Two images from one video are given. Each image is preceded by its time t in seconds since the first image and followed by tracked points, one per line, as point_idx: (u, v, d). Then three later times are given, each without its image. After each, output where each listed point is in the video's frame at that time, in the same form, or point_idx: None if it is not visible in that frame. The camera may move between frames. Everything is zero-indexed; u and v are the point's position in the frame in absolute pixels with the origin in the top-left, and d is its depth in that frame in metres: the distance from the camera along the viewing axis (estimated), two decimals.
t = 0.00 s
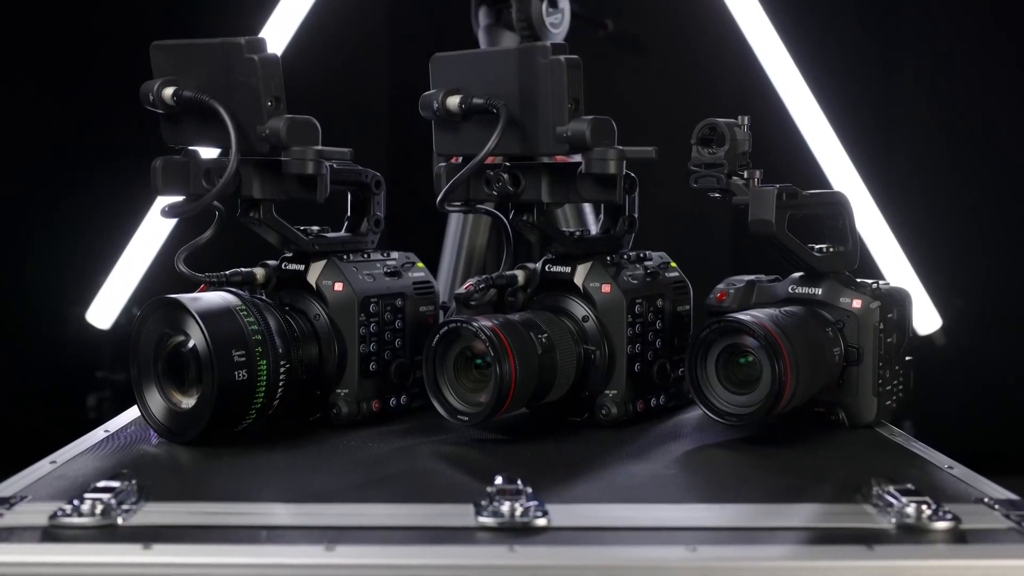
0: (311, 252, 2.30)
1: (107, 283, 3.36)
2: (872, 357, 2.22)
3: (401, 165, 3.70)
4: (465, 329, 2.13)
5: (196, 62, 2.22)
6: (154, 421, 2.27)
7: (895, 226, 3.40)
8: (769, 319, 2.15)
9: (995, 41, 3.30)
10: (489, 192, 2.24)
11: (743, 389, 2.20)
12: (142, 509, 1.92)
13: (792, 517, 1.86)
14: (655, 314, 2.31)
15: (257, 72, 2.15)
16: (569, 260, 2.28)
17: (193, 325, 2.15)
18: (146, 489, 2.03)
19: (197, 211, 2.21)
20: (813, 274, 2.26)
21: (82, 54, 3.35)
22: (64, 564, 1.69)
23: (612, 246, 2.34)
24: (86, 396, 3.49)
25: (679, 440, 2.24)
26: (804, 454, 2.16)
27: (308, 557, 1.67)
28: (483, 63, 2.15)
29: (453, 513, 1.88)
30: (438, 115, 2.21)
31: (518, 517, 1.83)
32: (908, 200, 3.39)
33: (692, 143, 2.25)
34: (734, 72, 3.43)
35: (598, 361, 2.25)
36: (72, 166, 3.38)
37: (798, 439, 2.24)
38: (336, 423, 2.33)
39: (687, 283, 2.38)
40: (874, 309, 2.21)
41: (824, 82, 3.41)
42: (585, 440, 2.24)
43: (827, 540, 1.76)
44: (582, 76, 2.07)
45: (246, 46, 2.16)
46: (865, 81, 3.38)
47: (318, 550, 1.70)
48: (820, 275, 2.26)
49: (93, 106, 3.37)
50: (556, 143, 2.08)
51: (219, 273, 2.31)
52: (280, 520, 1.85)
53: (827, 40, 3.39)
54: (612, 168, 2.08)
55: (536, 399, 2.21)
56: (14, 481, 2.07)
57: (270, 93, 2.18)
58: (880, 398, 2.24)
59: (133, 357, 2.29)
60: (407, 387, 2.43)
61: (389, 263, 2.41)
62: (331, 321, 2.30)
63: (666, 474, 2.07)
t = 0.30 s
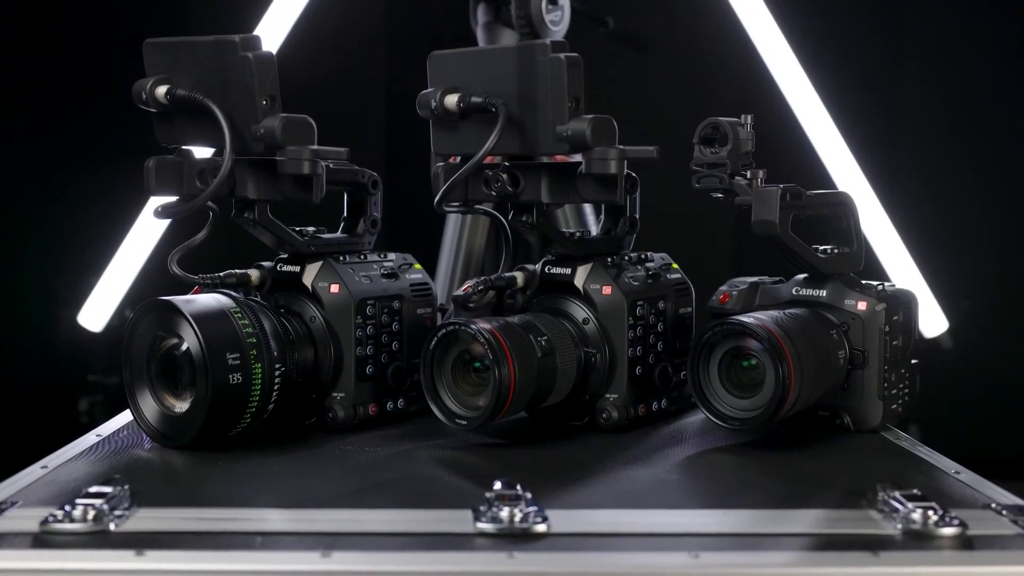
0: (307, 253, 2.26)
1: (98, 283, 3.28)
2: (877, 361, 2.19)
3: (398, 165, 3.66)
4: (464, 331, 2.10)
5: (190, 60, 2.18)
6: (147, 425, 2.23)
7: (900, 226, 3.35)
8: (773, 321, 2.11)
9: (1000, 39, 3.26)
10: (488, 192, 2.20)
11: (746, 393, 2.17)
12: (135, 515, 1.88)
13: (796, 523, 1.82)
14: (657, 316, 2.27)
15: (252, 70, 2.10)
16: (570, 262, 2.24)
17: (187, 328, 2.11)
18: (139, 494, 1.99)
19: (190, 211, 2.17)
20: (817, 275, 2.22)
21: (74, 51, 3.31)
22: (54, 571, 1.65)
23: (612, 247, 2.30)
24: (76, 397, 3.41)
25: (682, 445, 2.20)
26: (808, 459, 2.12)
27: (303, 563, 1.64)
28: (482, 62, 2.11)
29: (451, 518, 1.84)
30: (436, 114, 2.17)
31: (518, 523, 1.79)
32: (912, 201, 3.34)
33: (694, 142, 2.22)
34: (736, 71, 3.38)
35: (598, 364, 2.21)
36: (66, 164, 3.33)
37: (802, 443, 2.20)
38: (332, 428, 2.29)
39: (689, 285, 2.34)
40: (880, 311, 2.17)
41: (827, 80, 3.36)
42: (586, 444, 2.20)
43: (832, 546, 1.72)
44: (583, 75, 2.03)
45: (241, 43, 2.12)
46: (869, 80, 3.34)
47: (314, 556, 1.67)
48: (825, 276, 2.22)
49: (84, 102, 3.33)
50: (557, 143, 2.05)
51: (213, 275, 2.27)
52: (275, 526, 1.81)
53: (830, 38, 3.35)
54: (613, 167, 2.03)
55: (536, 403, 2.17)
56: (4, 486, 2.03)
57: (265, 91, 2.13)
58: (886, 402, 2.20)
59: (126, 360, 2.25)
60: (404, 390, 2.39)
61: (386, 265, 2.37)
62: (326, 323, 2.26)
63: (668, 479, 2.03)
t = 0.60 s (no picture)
0: (302, 255, 2.22)
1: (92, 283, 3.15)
2: (884, 365, 2.15)
3: (394, 165, 3.62)
4: (461, 335, 2.06)
5: (183, 58, 2.13)
6: (138, 430, 2.18)
7: (906, 228, 3.28)
8: (777, 325, 2.07)
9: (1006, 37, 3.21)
10: (487, 193, 2.16)
11: (750, 397, 2.12)
12: (127, 522, 1.84)
13: (801, 530, 1.78)
14: (659, 320, 2.23)
15: (246, 68, 2.06)
16: (570, 264, 2.20)
17: (179, 331, 2.07)
18: (131, 501, 1.95)
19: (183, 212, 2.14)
20: (822, 278, 2.18)
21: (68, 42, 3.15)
22: None
23: (613, 249, 2.26)
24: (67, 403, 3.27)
25: (684, 450, 2.15)
26: (813, 465, 2.08)
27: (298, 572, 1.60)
28: (480, 61, 2.07)
29: (448, 526, 1.80)
30: (434, 114, 2.13)
31: (517, 530, 1.74)
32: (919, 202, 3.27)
33: (697, 142, 2.18)
34: (739, 70, 3.33)
35: (599, 368, 2.17)
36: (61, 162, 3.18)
37: (807, 449, 2.16)
38: (328, 433, 2.24)
39: (692, 287, 2.30)
40: (886, 314, 2.13)
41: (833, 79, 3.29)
42: (587, 449, 2.15)
43: (838, 555, 1.68)
44: (584, 73, 1.99)
45: (235, 41, 2.08)
46: (878, 81, 3.25)
47: (309, 565, 1.63)
48: (830, 279, 2.18)
49: (78, 99, 3.18)
50: (557, 142, 2.00)
51: (207, 277, 2.23)
52: (269, 534, 1.77)
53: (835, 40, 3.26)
54: (614, 167, 1.99)
55: (535, 408, 2.13)
56: None
57: (259, 89, 2.08)
58: (892, 406, 2.15)
59: (117, 363, 2.20)
60: (401, 395, 2.35)
61: (382, 267, 2.33)
62: (322, 326, 2.22)
63: (670, 486, 1.99)
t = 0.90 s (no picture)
0: (298, 259, 2.18)
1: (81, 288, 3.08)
2: (889, 371, 2.11)
3: (391, 166, 3.58)
4: (460, 339, 2.02)
5: (176, 58, 2.09)
6: (131, 437, 2.14)
7: (911, 231, 3.23)
8: (780, 329, 2.04)
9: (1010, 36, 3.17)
10: (486, 196, 2.12)
11: (753, 403, 2.09)
12: (120, 531, 1.80)
13: (806, 539, 1.74)
14: (660, 324, 2.19)
15: (241, 69, 2.02)
16: (570, 267, 2.16)
17: (172, 336, 2.04)
18: (124, 509, 1.90)
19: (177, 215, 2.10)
20: (827, 282, 2.14)
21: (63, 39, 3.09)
22: None
23: (614, 252, 2.22)
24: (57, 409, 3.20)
25: (687, 457, 2.11)
26: (818, 472, 2.04)
27: None
28: (479, 61, 2.03)
29: (447, 535, 1.76)
30: (431, 115, 2.09)
31: (517, 539, 1.71)
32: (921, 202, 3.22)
33: (699, 143, 2.14)
34: (740, 69, 3.29)
35: (599, 373, 2.13)
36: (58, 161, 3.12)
37: (812, 455, 2.12)
38: (324, 440, 2.20)
39: (694, 291, 2.26)
40: (892, 319, 2.09)
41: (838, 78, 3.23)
42: (588, 457, 2.12)
43: (845, 565, 1.64)
44: (584, 74, 1.96)
45: (230, 41, 2.03)
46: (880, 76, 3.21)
47: None
48: (835, 283, 2.14)
49: (71, 100, 3.12)
50: (557, 144, 1.97)
51: (200, 281, 2.20)
52: (264, 543, 1.73)
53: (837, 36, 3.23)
54: (615, 170, 1.95)
55: (535, 414, 2.09)
56: None
57: (254, 90, 2.05)
58: (899, 412, 2.12)
59: (109, 369, 2.16)
60: (399, 401, 2.31)
61: (379, 270, 2.29)
62: (318, 331, 2.18)
63: (673, 493, 1.95)
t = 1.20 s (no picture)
0: (294, 263, 2.15)
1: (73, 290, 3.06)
2: (896, 377, 2.07)
3: (388, 167, 3.55)
4: (458, 346, 1.98)
5: (170, 59, 2.05)
6: (124, 445, 2.10)
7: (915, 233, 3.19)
8: (785, 335, 2.00)
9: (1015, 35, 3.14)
10: (485, 199, 2.08)
11: (758, 411, 2.05)
12: (113, 542, 1.76)
13: (812, 550, 1.70)
14: (663, 330, 2.15)
15: (236, 71, 1.98)
16: (571, 272, 2.13)
17: (166, 343, 2.00)
18: (117, 519, 1.86)
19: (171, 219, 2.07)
20: (833, 286, 2.10)
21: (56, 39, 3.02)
22: None
23: (616, 257, 2.18)
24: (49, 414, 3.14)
25: (690, 465, 2.07)
26: (823, 481, 2.00)
27: None
28: (478, 62, 1.99)
29: (445, 546, 1.72)
30: (430, 117, 2.05)
31: (516, 551, 1.67)
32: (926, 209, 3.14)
33: (703, 145, 2.10)
34: (743, 70, 3.25)
35: (601, 380, 2.10)
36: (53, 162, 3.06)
37: (817, 463, 2.08)
38: (320, 448, 2.16)
39: (697, 296, 2.22)
40: (898, 324, 2.05)
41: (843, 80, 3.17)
42: (589, 465, 2.08)
43: None
44: (585, 76, 1.92)
45: (224, 42, 1.99)
46: (886, 78, 3.14)
47: None
48: (841, 288, 2.10)
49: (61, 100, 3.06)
50: (557, 147, 1.93)
51: (194, 286, 2.16)
52: (257, 554, 1.69)
53: (841, 38, 3.17)
54: (617, 173, 1.92)
55: (535, 422, 2.05)
56: None
57: (250, 92, 2.01)
58: (905, 420, 2.08)
59: (102, 376, 2.12)
60: (397, 408, 2.27)
61: (376, 275, 2.25)
62: (314, 337, 2.14)
63: (675, 503, 1.91)
